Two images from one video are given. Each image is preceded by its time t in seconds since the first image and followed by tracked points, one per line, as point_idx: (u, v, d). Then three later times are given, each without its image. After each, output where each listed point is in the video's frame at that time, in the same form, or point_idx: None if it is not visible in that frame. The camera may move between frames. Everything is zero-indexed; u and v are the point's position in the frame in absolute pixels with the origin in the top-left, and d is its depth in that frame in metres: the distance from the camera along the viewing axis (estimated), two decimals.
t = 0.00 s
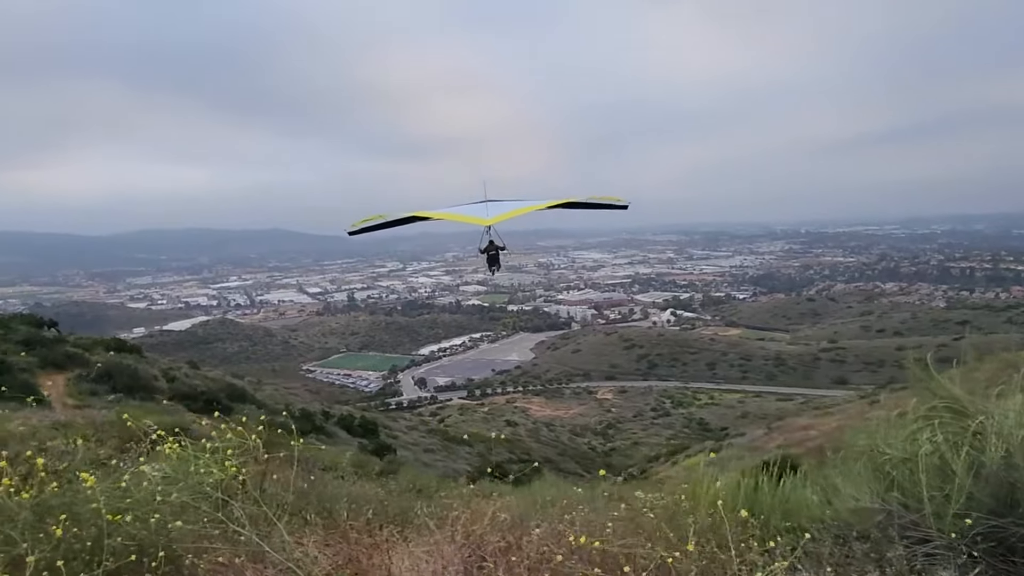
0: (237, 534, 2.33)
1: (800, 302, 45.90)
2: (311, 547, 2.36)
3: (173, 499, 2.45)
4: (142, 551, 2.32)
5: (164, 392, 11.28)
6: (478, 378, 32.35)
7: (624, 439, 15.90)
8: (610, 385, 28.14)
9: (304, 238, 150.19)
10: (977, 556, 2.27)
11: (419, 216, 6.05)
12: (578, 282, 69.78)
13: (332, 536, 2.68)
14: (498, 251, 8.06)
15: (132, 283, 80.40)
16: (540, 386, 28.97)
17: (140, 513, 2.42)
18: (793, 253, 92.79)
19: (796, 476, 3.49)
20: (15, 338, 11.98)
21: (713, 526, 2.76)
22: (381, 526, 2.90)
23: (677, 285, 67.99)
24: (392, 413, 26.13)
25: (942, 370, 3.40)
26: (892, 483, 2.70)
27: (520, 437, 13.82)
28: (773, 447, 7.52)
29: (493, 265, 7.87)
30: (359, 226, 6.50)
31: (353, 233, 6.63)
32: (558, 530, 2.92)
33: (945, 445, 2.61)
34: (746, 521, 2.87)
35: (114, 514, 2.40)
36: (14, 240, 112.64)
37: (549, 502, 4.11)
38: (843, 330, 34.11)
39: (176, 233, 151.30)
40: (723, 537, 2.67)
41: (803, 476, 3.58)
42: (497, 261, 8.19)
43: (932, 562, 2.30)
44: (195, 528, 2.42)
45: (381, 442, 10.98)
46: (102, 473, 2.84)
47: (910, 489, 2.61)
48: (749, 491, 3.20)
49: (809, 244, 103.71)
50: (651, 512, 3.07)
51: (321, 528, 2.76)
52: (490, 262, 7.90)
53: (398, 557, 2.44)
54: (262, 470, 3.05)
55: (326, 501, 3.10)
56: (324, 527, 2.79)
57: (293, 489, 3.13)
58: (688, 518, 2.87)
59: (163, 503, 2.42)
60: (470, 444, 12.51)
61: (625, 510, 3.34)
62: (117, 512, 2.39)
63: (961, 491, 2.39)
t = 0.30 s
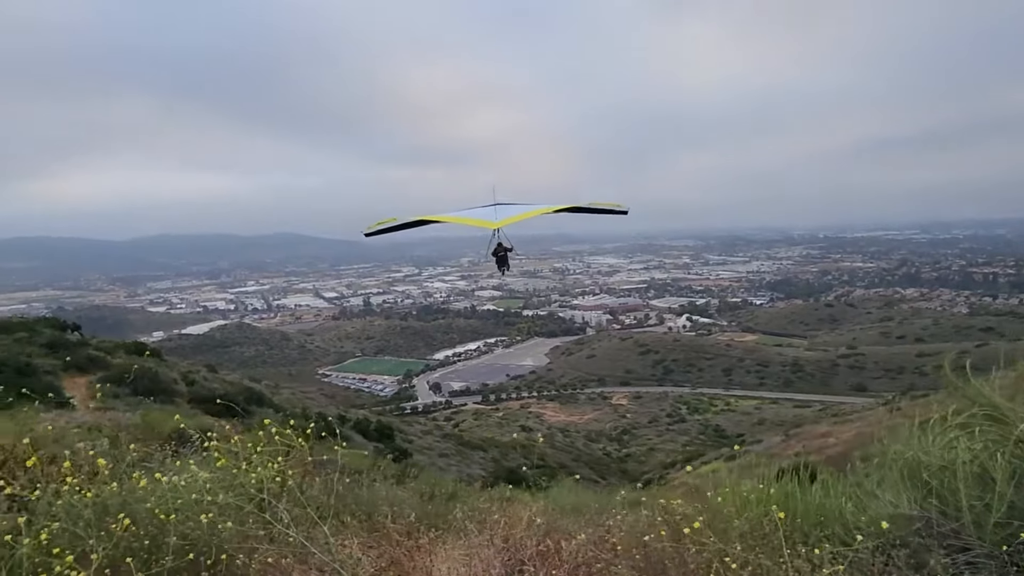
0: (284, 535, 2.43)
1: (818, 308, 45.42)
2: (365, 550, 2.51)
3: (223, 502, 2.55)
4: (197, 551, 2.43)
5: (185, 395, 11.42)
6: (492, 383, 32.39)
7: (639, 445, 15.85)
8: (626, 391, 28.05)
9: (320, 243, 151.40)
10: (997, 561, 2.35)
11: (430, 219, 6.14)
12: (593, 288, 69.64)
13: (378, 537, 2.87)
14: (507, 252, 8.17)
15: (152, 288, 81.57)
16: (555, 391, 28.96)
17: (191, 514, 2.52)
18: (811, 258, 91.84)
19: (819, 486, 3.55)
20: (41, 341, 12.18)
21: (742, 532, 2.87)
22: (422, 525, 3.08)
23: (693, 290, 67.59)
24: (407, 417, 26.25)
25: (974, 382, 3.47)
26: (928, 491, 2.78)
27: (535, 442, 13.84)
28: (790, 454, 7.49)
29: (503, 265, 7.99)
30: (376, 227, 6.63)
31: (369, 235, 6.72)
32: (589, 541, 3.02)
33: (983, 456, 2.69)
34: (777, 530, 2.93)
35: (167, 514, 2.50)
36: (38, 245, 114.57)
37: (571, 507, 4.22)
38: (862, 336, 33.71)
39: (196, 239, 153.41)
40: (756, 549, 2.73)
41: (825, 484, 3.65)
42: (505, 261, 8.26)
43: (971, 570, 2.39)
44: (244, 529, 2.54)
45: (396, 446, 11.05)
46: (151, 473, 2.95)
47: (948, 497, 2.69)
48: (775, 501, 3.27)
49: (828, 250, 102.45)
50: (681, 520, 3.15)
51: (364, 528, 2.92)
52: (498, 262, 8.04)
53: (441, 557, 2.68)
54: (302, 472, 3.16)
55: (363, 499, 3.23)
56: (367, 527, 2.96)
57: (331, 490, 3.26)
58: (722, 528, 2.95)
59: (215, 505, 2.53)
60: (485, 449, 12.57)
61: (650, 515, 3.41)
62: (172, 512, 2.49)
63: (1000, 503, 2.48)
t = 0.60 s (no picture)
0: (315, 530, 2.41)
1: (839, 313, 44.76)
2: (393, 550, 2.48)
3: (257, 498, 2.56)
4: (231, 546, 2.41)
5: (206, 397, 11.54)
6: (509, 387, 32.31)
7: (656, 451, 15.65)
8: (643, 396, 27.84)
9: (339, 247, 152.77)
10: None
11: (442, 219, 6.14)
12: (610, 292, 69.39)
13: (406, 536, 2.84)
14: (516, 248, 8.27)
15: (174, 291, 82.75)
16: (571, 396, 28.84)
17: (226, 510, 2.52)
18: (832, 263, 90.65)
19: (843, 492, 3.54)
20: (67, 342, 12.39)
21: (770, 534, 2.91)
22: (448, 526, 3.04)
23: (712, 295, 67.01)
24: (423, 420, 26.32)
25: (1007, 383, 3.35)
26: (960, 496, 2.70)
27: (552, 447, 13.78)
28: (812, 460, 7.33)
29: (512, 262, 8.07)
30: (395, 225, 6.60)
31: (386, 233, 6.71)
32: (616, 545, 2.98)
33: (1014, 459, 2.58)
34: (807, 537, 2.91)
35: (203, 509, 2.50)
36: (65, 249, 117.05)
37: (594, 511, 4.17)
38: (885, 342, 33.12)
39: (217, 243, 155.53)
40: (793, 556, 2.70)
41: (847, 490, 3.64)
42: (514, 259, 8.31)
43: None
44: (276, 523, 2.54)
45: (413, 449, 11.05)
46: (183, 469, 2.94)
47: (984, 502, 2.60)
48: (803, 510, 3.25)
49: (850, 255, 100.96)
50: (714, 523, 3.11)
51: (392, 526, 2.89)
52: (507, 260, 8.15)
53: (467, 556, 2.62)
54: (329, 469, 3.15)
55: (390, 496, 3.21)
56: (394, 525, 2.93)
57: (358, 490, 3.22)
58: (754, 530, 2.93)
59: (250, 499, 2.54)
60: (502, 452, 12.54)
61: (680, 518, 3.36)
62: (206, 508, 2.49)
63: None
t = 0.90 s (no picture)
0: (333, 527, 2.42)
1: (860, 316, 44.13)
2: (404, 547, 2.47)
3: (278, 494, 2.56)
4: (253, 541, 2.41)
5: (225, 396, 11.65)
6: (525, 389, 32.26)
7: (673, 455, 15.52)
8: (659, 399, 27.66)
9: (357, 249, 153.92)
10: None
11: (453, 217, 6.18)
12: (627, 294, 69.13)
13: (422, 534, 2.83)
14: (523, 244, 8.40)
15: (194, 292, 83.85)
16: (587, 398, 28.77)
17: (247, 506, 2.52)
18: (853, 265, 89.50)
19: (864, 494, 3.49)
20: (90, 343, 12.60)
21: (792, 535, 2.92)
22: (463, 524, 3.04)
23: (729, 297, 66.44)
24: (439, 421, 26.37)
25: None
26: (985, 500, 2.64)
27: (568, 449, 13.73)
28: (832, 465, 7.22)
29: (519, 259, 8.20)
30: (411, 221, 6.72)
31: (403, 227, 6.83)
32: (632, 545, 2.95)
33: None
34: (830, 540, 2.88)
35: (225, 504, 2.50)
36: (89, 251, 119.21)
37: (610, 513, 4.13)
38: (907, 346, 32.58)
39: (236, 245, 157.32)
40: (818, 559, 2.67)
41: (869, 493, 3.59)
42: (522, 256, 8.41)
43: None
44: (295, 520, 2.55)
45: (428, 450, 11.06)
46: (204, 464, 2.94)
47: (1010, 506, 2.55)
48: (824, 510, 3.23)
49: (871, 257, 99.54)
50: (737, 525, 3.08)
51: (408, 525, 2.88)
52: (515, 256, 8.29)
53: (484, 556, 2.61)
54: (348, 467, 3.15)
55: (406, 496, 3.19)
56: (411, 524, 2.92)
57: (375, 487, 3.20)
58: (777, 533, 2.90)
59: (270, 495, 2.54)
60: (517, 454, 12.53)
61: (700, 520, 3.31)
62: (227, 503, 2.50)
63: None
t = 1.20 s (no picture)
0: (347, 526, 2.44)
1: (876, 318, 43.64)
2: (417, 548, 2.48)
3: (292, 492, 2.58)
4: (267, 540, 2.43)
5: (239, 398, 11.75)
6: (537, 392, 32.21)
7: (686, 458, 15.41)
8: (673, 402, 27.50)
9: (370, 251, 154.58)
10: None
11: (461, 215, 6.30)
12: (640, 297, 68.88)
13: (436, 534, 2.84)
14: (529, 242, 8.51)
15: (209, 295, 84.64)
16: (600, 401, 28.71)
17: (263, 504, 2.55)
18: (869, 267, 88.43)
19: (879, 497, 3.47)
20: (107, 344, 12.77)
21: (807, 538, 2.89)
22: (476, 525, 3.05)
23: (744, 299, 65.95)
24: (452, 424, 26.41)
25: None
26: (1003, 506, 2.64)
27: (581, 453, 13.69)
28: (848, 469, 7.13)
29: (525, 256, 8.31)
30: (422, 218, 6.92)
31: (414, 226, 7.03)
32: (643, 548, 2.94)
33: None
34: (845, 543, 2.85)
35: (241, 502, 2.53)
36: (107, 254, 120.66)
37: (622, 515, 4.12)
38: (924, 349, 32.16)
39: (251, 248, 158.51)
40: (832, 562, 2.66)
41: (884, 496, 3.57)
42: (528, 253, 8.51)
43: None
44: (309, 519, 2.56)
45: (441, 453, 11.07)
46: (221, 463, 2.97)
47: None
48: (839, 513, 3.20)
49: (888, 259, 98.33)
50: (752, 527, 3.06)
51: (422, 525, 2.89)
52: (521, 254, 8.41)
53: (497, 557, 2.63)
54: (362, 467, 3.17)
55: (419, 497, 3.21)
56: (424, 525, 2.94)
57: (388, 488, 3.22)
58: (792, 535, 2.88)
59: (286, 494, 2.57)
60: (530, 457, 12.50)
61: (711, 522, 3.29)
62: (243, 501, 2.52)
63: None
